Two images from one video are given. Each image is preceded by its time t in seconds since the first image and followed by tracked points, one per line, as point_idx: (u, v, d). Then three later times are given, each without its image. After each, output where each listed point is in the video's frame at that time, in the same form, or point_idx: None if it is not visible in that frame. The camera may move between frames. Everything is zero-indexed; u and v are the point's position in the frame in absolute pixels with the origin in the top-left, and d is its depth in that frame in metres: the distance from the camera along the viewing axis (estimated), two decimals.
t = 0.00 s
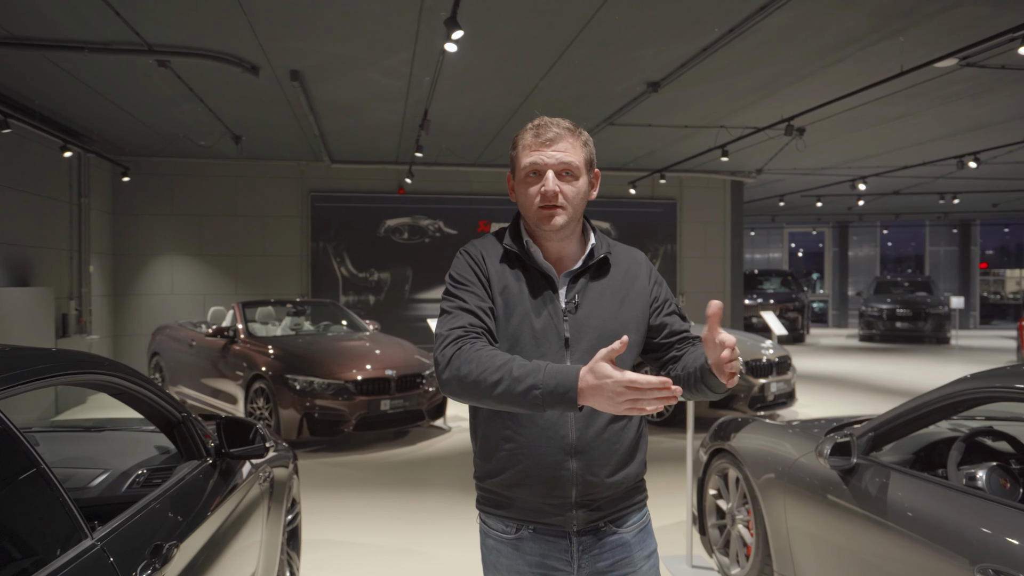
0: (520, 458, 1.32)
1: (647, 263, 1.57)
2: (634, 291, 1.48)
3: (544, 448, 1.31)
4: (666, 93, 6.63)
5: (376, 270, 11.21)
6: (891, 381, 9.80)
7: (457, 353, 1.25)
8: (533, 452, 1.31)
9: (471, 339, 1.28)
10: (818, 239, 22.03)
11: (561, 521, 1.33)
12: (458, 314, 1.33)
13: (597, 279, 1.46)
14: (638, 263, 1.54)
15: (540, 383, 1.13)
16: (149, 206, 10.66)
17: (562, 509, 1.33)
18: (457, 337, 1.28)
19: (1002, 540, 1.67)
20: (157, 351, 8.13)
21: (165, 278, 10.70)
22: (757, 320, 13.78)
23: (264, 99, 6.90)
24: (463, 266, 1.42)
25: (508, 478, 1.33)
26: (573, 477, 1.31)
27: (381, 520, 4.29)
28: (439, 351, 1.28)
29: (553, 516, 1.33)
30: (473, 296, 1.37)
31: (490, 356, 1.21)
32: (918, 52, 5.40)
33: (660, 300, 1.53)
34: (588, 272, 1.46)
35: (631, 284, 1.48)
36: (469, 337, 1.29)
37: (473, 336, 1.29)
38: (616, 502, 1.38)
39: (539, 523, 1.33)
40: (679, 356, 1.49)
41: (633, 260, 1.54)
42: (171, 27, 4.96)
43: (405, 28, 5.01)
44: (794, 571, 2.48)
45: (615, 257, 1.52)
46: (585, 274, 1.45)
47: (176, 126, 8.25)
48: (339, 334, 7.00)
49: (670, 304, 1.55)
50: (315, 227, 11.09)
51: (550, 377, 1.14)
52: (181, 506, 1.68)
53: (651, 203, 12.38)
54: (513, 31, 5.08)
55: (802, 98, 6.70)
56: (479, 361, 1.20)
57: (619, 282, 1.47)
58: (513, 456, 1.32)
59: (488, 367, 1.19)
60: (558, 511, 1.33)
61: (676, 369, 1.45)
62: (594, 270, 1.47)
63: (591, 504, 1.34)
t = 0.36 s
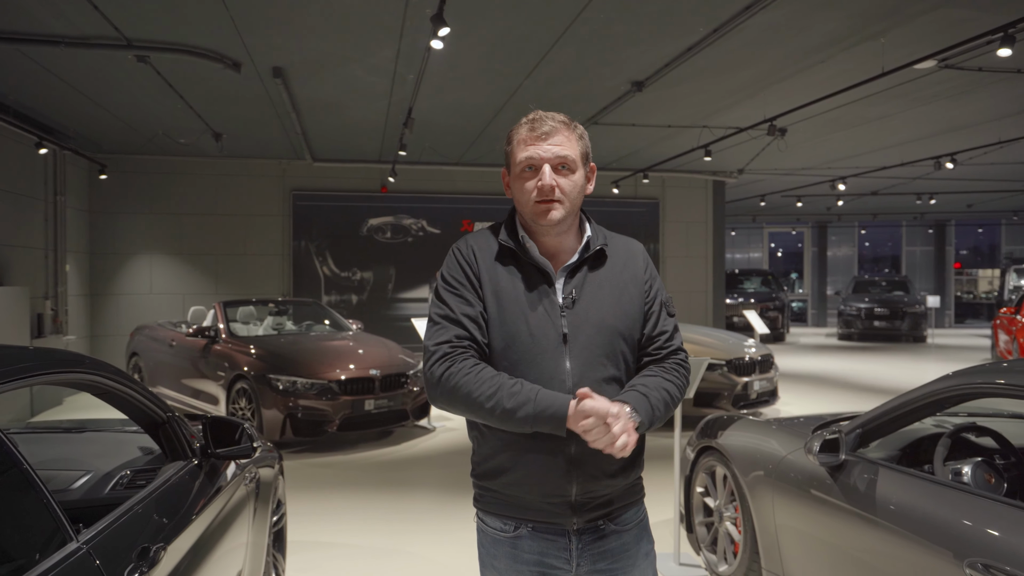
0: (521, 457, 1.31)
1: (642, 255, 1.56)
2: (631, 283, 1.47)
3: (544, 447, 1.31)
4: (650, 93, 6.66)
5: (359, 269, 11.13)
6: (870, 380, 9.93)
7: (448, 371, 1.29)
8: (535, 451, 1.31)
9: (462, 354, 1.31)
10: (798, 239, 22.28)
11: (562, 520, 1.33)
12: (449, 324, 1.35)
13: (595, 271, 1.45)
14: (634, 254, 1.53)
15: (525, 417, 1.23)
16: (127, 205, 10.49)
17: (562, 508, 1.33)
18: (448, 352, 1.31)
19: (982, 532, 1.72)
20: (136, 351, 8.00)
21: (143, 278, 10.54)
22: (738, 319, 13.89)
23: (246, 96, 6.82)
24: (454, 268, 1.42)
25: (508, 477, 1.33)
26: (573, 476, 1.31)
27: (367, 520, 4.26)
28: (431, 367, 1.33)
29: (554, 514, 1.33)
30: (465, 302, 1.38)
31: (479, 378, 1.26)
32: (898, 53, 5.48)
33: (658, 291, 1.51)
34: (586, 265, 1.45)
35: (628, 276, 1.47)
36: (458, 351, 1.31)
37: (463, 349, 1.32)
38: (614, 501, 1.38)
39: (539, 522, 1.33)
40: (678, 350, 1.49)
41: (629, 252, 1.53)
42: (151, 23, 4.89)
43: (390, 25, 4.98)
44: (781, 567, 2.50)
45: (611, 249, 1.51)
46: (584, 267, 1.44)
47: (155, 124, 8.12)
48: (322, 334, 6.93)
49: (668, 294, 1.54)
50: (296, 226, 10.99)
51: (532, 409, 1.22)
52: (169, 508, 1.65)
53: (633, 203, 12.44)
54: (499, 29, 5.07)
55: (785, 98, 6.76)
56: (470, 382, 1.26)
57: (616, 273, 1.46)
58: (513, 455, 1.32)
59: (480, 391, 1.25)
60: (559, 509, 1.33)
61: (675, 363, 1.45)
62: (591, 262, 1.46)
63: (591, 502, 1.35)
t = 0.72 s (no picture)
0: (514, 458, 1.30)
1: (642, 247, 1.51)
2: (628, 278, 1.43)
3: (540, 449, 1.29)
4: (638, 92, 6.67)
5: (344, 269, 11.06)
6: (853, 378, 10.02)
7: (439, 373, 1.28)
8: (530, 451, 1.29)
9: (453, 355, 1.30)
10: (781, 239, 22.47)
11: (554, 522, 1.30)
12: (440, 326, 1.34)
13: (589, 267, 1.42)
14: (633, 247, 1.49)
15: (514, 419, 1.21)
16: (107, 203, 10.33)
17: (556, 511, 1.30)
18: (439, 353, 1.30)
19: (969, 527, 1.75)
20: (117, 352, 7.88)
21: (124, 277, 10.39)
22: (723, 319, 13.97)
23: (229, 94, 6.74)
24: (447, 269, 1.42)
25: (502, 478, 1.31)
26: (568, 478, 1.29)
27: (354, 522, 4.21)
28: (423, 369, 1.32)
29: (546, 517, 1.30)
30: (456, 303, 1.37)
31: (469, 380, 1.25)
32: (882, 54, 5.53)
33: (659, 284, 1.46)
34: (580, 260, 1.42)
35: (624, 271, 1.43)
36: (448, 353, 1.30)
37: (454, 350, 1.31)
38: (611, 503, 1.35)
39: (531, 524, 1.31)
40: (682, 345, 1.43)
41: (627, 246, 1.49)
42: (134, 18, 4.81)
43: (378, 22, 4.93)
44: (773, 565, 2.51)
45: (607, 243, 1.47)
46: (577, 262, 1.41)
47: (137, 121, 8.01)
48: (307, 334, 6.86)
49: (671, 287, 1.48)
50: (281, 225, 10.88)
51: (520, 411, 1.20)
52: (157, 513, 1.62)
53: (619, 202, 12.47)
54: (487, 27, 5.05)
55: (771, 98, 6.80)
56: (460, 384, 1.25)
57: (611, 268, 1.42)
58: (510, 455, 1.30)
59: (469, 393, 1.24)
60: (553, 512, 1.30)
61: (677, 360, 1.40)
62: (585, 257, 1.43)
63: (585, 505, 1.32)
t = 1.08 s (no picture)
0: (514, 463, 1.28)
1: (640, 249, 1.50)
2: (627, 279, 1.41)
3: (540, 453, 1.27)
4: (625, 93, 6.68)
5: (329, 269, 10.97)
6: (836, 377, 10.11)
7: (431, 377, 1.27)
8: (531, 456, 1.27)
9: (447, 359, 1.28)
10: (764, 239, 22.68)
11: (555, 528, 1.29)
12: (434, 332, 1.32)
13: (588, 268, 1.40)
14: (631, 249, 1.48)
15: (505, 420, 1.19)
16: (87, 202, 10.17)
17: (557, 516, 1.28)
18: (433, 358, 1.29)
19: (955, 524, 1.78)
20: (98, 353, 7.75)
21: (105, 277, 10.23)
22: (708, 319, 14.05)
23: (213, 91, 6.66)
24: (443, 275, 1.39)
25: (502, 483, 1.29)
26: (569, 483, 1.27)
27: (342, 525, 4.17)
28: (416, 373, 1.30)
29: (547, 522, 1.29)
30: (451, 308, 1.35)
31: (462, 383, 1.23)
32: (867, 56, 5.59)
33: (658, 286, 1.46)
34: (578, 261, 1.41)
35: (623, 272, 1.42)
36: (443, 358, 1.28)
37: (449, 355, 1.29)
38: (611, 508, 1.34)
39: (531, 529, 1.29)
40: (682, 347, 1.43)
41: (626, 247, 1.48)
42: (116, 14, 4.73)
43: (366, 20, 4.90)
44: (764, 565, 2.52)
45: (606, 245, 1.46)
46: (576, 264, 1.40)
47: (117, 118, 7.88)
48: (293, 334, 6.79)
49: (669, 290, 1.48)
50: (265, 224, 10.78)
51: (512, 413, 1.18)
52: (146, 518, 1.59)
53: (605, 202, 12.50)
54: (476, 26, 5.03)
55: (757, 100, 6.84)
56: (453, 386, 1.23)
57: (610, 270, 1.41)
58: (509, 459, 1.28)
59: (462, 395, 1.22)
60: (553, 517, 1.29)
61: (678, 361, 1.39)
62: (584, 259, 1.41)
63: (586, 510, 1.30)
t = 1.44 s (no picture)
0: (508, 466, 1.27)
1: (628, 245, 1.49)
2: (618, 278, 1.41)
3: (532, 454, 1.27)
4: (610, 93, 6.69)
5: (311, 268, 10.88)
6: (817, 376, 10.22)
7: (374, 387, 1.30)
8: (524, 459, 1.26)
9: (390, 371, 1.30)
10: (745, 239, 22.88)
11: (552, 529, 1.28)
12: (391, 344, 1.33)
13: (577, 270, 1.39)
14: (619, 245, 1.47)
15: (405, 434, 1.17)
16: (63, 201, 10.00)
17: (552, 517, 1.28)
18: (378, 369, 1.31)
19: (934, 519, 1.82)
20: (75, 354, 7.62)
21: (82, 277, 10.07)
22: (690, 318, 14.14)
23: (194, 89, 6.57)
24: (418, 288, 1.37)
25: (495, 486, 1.28)
26: (564, 484, 1.27)
27: (327, 527, 4.14)
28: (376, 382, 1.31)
29: (542, 523, 1.28)
30: (411, 322, 1.34)
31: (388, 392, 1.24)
32: (849, 58, 5.65)
33: (649, 280, 1.48)
34: (567, 264, 1.39)
35: (614, 271, 1.41)
36: (387, 368, 1.30)
37: (393, 367, 1.30)
38: (606, 508, 1.34)
39: (526, 531, 1.28)
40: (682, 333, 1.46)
41: (612, 243, 1.47)
42: (94, 9, 4.65)
43: (350, 18, 4.86)
44: (750, 563, 2.55)
45: (594, 244, 1.44)
46: (564, 267, 1.38)
47: (94, 116, 7.75)
48: (275, 334, 6.72)
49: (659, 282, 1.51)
50: (246, 224, 10.66)
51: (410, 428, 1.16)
52: (128, 522, 1.56)
53: (589, 202, 12.53)
54: (461, 25, 5.01)
55: (740, 100, 6.89)
56: (384, 397, 1.25)
57: (601, 269, 1.40)
58: (503, 462, 1.27)
59: (386, 406, 1.23)
60: (549, 519, 1.28)
61: (688, 343, 1.43)
62: (572, 261, 1.39)
63: (581, 511, 1.29)
